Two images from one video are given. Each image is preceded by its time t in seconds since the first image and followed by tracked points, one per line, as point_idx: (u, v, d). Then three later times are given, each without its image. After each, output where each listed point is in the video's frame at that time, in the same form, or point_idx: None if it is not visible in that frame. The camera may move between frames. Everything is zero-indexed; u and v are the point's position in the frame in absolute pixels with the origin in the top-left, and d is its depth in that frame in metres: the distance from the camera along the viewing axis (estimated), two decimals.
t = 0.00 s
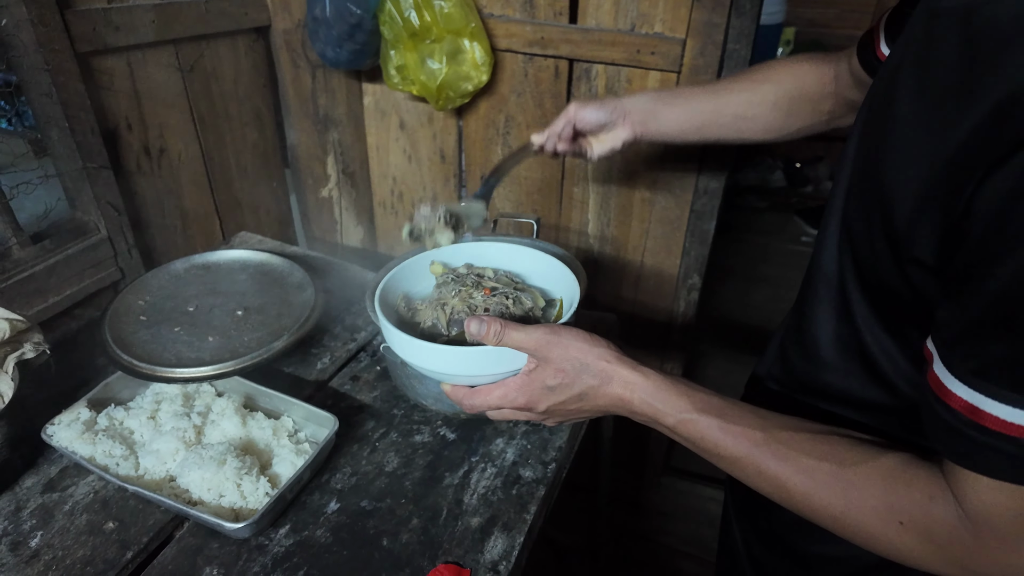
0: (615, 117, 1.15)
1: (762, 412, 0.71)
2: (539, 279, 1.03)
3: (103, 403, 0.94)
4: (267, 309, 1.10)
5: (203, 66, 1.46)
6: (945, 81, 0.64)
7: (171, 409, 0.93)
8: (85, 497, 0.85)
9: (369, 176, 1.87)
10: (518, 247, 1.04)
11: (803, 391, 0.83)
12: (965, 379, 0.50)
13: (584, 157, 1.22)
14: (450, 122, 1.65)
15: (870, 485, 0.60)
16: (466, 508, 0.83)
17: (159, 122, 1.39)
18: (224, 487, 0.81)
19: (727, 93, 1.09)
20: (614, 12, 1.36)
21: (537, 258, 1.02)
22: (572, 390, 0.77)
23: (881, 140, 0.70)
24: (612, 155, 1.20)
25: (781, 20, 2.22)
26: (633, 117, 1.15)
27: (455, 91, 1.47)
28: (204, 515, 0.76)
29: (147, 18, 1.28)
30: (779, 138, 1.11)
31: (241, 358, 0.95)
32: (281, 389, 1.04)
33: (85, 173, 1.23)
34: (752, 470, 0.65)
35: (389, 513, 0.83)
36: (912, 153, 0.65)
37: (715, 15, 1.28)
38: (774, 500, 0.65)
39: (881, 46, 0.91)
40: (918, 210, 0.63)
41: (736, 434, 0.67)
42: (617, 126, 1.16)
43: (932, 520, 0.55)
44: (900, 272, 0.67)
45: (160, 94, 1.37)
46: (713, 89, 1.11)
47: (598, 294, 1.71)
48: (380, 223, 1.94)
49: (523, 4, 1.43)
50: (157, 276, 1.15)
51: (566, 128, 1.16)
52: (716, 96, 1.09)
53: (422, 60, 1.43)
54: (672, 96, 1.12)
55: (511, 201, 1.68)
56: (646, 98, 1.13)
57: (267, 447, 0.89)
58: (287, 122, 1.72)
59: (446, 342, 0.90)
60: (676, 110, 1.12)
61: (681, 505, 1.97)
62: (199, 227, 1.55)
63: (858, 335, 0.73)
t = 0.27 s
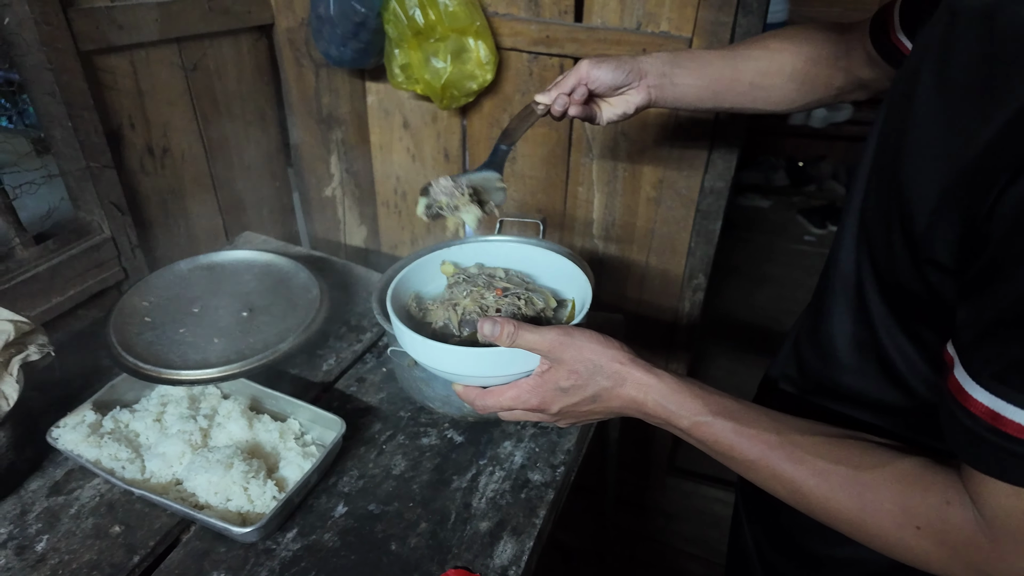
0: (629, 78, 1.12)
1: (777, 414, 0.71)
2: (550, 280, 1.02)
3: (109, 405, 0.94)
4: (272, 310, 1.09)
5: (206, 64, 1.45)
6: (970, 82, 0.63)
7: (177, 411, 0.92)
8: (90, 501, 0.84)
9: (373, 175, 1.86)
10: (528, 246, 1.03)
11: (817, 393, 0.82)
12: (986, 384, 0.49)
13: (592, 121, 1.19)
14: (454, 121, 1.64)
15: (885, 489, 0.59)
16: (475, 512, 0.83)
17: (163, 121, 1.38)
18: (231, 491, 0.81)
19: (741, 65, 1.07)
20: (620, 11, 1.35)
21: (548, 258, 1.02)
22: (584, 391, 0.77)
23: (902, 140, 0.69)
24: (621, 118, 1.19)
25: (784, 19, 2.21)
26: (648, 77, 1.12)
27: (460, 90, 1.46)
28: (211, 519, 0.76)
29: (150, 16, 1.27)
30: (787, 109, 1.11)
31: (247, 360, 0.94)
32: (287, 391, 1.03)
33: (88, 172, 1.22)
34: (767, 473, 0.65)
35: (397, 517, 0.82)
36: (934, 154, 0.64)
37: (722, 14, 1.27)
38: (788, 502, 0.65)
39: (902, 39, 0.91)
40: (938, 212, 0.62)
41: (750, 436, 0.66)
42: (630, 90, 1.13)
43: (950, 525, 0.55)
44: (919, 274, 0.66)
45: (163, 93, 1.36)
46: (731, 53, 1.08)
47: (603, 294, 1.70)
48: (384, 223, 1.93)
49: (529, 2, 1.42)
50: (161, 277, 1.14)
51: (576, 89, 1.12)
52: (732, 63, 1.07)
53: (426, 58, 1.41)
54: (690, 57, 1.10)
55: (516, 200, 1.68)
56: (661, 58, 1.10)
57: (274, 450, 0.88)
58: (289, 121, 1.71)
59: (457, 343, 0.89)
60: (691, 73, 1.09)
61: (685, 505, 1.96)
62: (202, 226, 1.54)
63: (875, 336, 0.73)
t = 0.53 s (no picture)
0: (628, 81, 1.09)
1: (779, 411, 0.70)
2: (552, 278, 1.02)
3: (107, 402, 0.93)
4: (272, 307, 1.09)
5: (206, 62, 1.44)
6: (980, 79, 0.62)
7: (175, 409, 0.92)
8: (89, 498, 0.84)
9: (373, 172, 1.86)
10: (527, 243, 1.03)
11: (819, 389, 0.82)
12: (991, 382, 0.48)
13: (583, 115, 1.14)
14: (454, 119, 1.63)
15: (886, 486, 0.59)
16: (474, 509, 0.82)
17: (162, 118, 1.37)
18: (229, 489, 0.80)
19: (733, 49, 1.07)
20: (621, 7, 1.35)
21: (549, 255, 1.01)
22: (584, 388, 0.76)
23: (910, 137, 0.68)
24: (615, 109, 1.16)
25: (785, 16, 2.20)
26: (646, 75, 1.09)
27: (460, 87, 1.46)
28: (209, 517, 0.75)
29: (149, 13, 1.27)
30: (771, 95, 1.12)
31: (246, 358, 0.94)
32: (286, 388, 1.03)
33: (87, 169, 1.21)
34: (767, 470, 0.64)
35: (396, 514, 0.82)
36: (942, 151, 0.64)
37: (723, 11, 1.26)
38: (789, 499, 0.64)
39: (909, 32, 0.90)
40: (945, 209, 0.62)
41: (751, 433, 0.66)
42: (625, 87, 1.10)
43: (951, 524, 0.54)
44: (923, 271, 0.66)
45: (163, 90, 1.36)
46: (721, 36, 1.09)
47: (603, 292, 1.70)
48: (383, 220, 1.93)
49: None
50: (161, 274, 1.14)
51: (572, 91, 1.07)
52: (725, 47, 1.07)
53: (426, 56, 1.41)
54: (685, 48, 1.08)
55: (516, 198, 1.67)
56: (661, 49, 1.07)
57: (272, 447, 0.88)
58: (289, 119, 1.71)
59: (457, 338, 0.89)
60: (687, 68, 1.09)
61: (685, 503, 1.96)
62: (202, 224, 1.53)
63: (880, 333, 0.72)
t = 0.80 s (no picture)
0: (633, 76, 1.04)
1: (777, 413, 0.70)
2: (550, 278, 1.01)
3: (105, 402, 0.93)
4: (270, 307, 1.09)
5: (205, 61, 1.44)
6: (983, 82, 0.62)
7: (173, 409, 0.92)
8: (87, 499, 0.84)
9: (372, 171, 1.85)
10: (524, 244, 1.03)
11: (818, 391, 0.81)
12: (990, 387, 0.48)
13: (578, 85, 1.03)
14: (453, 118, 1.63)
15: (884, 489, 0.58)
16: (472, 510, 0.82)
17: (161, 117, 1.37)
18: (227, 489, 0.80)
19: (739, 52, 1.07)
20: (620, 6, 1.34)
21: (547, 255, 1.01)
22: (582, 390, 0.76)
23: (911, 139, 0.68)
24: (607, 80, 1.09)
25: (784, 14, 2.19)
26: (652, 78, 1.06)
27: (459, 86, 1.45)
28: (207, 518, 0.75)
29: (147, 12, 1.27)
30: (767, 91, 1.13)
31: (244, 358, 0.94)
32: (284, 388, 1.03)
33: (86, 169, 1.21)
34: (766, 472, 0.64)
35: (394, 514, 0.82)
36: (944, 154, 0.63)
37: (722, 10, 1.25)
38: (787, 501, 0.64)
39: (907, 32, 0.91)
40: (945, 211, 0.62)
41: (750, 435, 0.66)
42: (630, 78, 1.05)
43: (949, 527, 0.54)
44: (924, 274, 0.66)
45: (161, 89, 1.36)
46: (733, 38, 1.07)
47: (602, 291, 1.69)
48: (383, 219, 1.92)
49: None
50: (159, 274, 1.14)
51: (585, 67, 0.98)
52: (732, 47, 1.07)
53: (425, 55, 1.40)
54: (701, 56, 1.05)
55: (515, 197, 1.67)
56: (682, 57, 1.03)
57: (270, 447, 0.88)
58: (288, 117, 1.70)
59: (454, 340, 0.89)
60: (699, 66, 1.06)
61: (685, 502, 1.96)
62: (201, 223, 1.53)
63: (880, 335, 0.72)
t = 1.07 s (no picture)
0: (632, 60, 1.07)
1: (775, 413, 0.70)
2: (547, 277, 1.01)
3: (102, 400, 0.93)
4: (267, 306, 1.08)
5: (203, 58, 1.44)
6: (983, 82, 0.62)
7: (171, 407, 0.92)
8: (83, 496, 0.84)
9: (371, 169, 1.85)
10: (522, 243, 1.03)
11: (816, 390, 0.81)
12: (992, 389, 0.48)
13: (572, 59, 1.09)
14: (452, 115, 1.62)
15: (883, 490, 0.58)
16: (469, 508, 0.82)
17: (159, 115, 1.37)
18: (224, 487, 0.80)
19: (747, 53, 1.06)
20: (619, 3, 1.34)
21: (545, 255, 1.00)
22: (580, 389, 0.76)
23: (910, 138, 0.68)
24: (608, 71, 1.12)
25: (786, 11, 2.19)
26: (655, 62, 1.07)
27: (458, 84, 1.45)
28: (203, 515, 0.75)
29: (145, 9, 1.26)
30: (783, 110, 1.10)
31: (241, 356, 0.94)
32: (282, 386, 1.03)
33: (84, 166, 1.21)
34: (764, 473, 0.64)
35: (391, 513, 0.82)
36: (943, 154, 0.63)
37: (721, 7, 1.25)
38: (785, 502, 0.64)
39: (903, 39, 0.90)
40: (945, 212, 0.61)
41: (748, 436, 0.65)
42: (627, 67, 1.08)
43: (949, 528, 0.54)
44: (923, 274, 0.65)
45: (159, 86, 1.36)
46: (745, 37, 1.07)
47: (601, 289, 1.69)
48: (382, 217, 1.92)
49: None
50: (157, 271, 1.14)
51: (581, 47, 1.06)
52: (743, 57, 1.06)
53: (425, 52, 1.40)
54: (703, 42, 1.06)
55: (514, 195, 1.66)
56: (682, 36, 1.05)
57: (267, 445, 0.88)
58: (287, 115, 1.70)
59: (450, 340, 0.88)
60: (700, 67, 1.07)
61: (684, 501, 1.96)
62: (199, 221, 1.53)
63: (878, 334, 0.72)
